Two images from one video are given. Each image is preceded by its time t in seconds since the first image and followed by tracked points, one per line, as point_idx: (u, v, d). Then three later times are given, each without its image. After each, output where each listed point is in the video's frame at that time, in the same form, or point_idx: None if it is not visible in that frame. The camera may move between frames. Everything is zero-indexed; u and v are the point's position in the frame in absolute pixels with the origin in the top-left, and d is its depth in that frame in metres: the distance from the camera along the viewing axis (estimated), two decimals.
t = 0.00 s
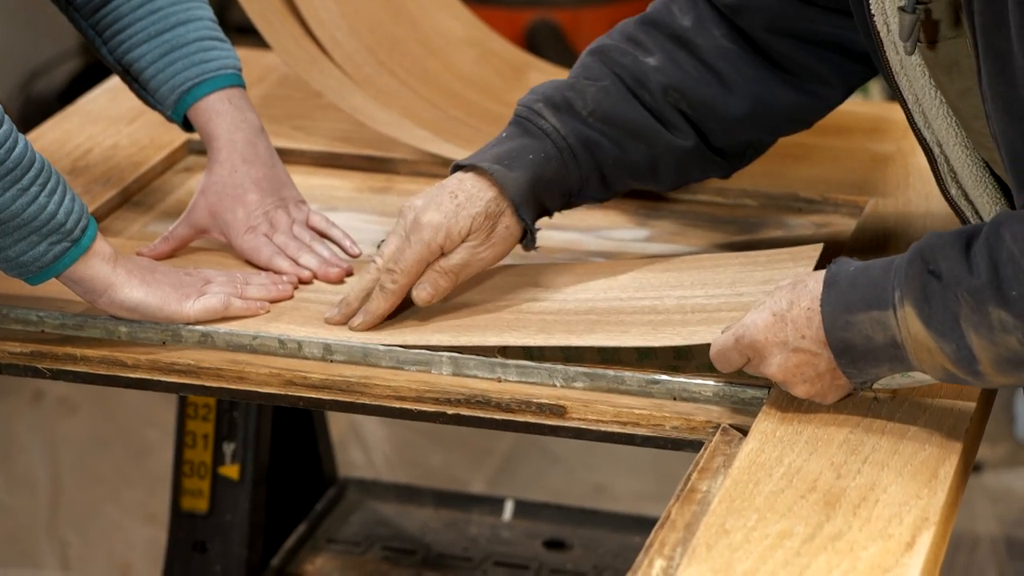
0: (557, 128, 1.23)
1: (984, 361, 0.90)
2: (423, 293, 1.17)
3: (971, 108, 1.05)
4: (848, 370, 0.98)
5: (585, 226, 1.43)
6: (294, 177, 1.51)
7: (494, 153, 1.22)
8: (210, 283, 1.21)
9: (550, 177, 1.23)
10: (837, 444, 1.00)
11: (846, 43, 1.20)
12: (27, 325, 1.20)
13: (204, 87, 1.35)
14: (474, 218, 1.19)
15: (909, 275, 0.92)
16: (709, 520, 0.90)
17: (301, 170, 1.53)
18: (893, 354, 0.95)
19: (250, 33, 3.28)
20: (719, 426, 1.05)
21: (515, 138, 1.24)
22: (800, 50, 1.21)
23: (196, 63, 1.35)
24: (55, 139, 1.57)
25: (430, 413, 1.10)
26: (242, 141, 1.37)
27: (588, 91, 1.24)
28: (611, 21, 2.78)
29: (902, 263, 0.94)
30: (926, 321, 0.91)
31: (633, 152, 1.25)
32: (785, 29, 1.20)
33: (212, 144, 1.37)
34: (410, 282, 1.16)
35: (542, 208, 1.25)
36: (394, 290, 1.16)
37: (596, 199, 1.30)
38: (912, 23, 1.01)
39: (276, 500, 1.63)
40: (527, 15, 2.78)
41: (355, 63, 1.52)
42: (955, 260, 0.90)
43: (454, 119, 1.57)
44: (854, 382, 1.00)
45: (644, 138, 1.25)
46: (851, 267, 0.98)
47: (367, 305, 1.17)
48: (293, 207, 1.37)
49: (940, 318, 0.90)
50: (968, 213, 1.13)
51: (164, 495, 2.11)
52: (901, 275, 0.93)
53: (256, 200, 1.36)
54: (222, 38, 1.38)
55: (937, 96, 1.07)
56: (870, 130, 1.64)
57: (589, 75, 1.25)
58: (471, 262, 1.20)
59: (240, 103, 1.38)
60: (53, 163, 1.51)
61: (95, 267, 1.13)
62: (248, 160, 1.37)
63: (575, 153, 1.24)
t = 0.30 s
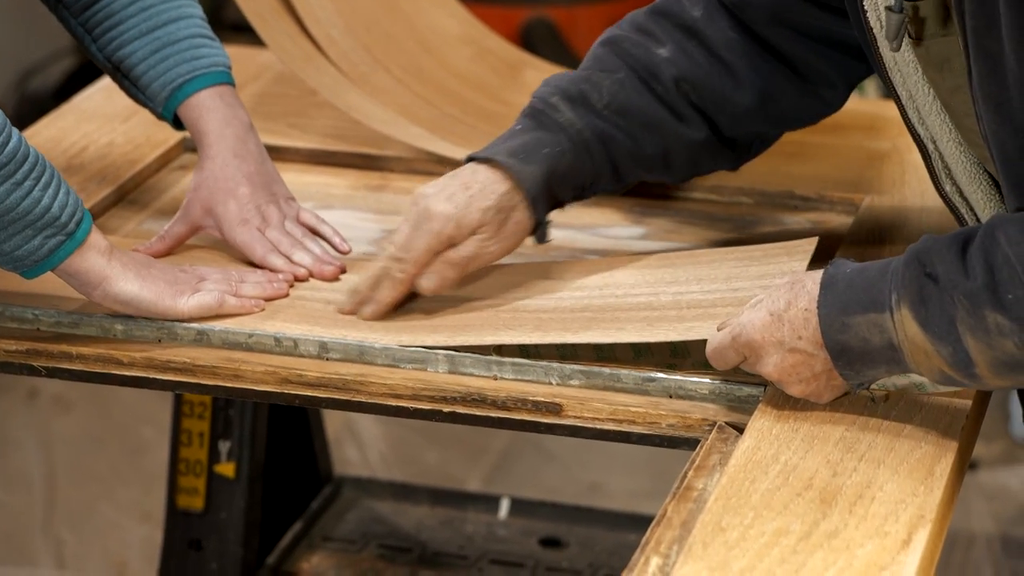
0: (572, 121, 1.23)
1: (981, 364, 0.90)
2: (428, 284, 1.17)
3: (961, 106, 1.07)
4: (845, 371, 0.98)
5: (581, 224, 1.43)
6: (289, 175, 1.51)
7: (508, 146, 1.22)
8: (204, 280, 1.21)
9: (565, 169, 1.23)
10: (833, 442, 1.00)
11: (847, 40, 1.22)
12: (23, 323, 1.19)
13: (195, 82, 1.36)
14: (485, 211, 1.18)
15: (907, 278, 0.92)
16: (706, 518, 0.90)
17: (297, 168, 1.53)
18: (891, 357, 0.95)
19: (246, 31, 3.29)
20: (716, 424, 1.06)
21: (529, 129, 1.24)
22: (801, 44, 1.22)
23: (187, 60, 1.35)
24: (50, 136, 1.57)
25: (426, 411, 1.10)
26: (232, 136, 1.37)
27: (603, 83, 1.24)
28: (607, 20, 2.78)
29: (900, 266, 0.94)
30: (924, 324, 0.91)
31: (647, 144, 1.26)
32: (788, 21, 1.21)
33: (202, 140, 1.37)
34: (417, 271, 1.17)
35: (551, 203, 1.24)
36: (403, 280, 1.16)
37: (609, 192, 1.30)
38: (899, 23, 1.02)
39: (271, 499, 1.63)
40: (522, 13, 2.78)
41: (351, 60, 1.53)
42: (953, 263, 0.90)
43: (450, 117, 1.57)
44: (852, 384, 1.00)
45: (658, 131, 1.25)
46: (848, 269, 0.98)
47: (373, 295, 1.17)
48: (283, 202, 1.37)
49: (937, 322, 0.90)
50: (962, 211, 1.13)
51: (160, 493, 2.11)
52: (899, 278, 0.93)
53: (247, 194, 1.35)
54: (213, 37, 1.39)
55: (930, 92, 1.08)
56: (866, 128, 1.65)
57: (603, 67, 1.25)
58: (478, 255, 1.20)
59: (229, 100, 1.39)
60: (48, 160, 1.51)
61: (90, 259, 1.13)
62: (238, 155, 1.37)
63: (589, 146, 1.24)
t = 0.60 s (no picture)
0: (611, 116, 1.25)
1: (982, 364, 0.90)
2: (462, 274, 1.19)
3: (961, 108, 1.07)
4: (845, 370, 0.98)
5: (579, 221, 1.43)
6: (287, 172, 1.51)
7: (548, 139, 1.24)
8: (162, 271, 1.22)
9: (604, 164, 1.24)
10: (831, 439, 1.00)
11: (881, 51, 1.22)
12: (20, 319, 1.19)
13: (141, 70, 1.40)
14: (519, 203, 1.20)
15: (907, 277, 0.92)
16: (705, 514, 0.90)
17: (295, 165, 1.53)
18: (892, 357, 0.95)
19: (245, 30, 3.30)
20: (714, 421, 1.06)
21: (569, 124, 1.26)
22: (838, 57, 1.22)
23: (136, 48, 1.40)
24: (49, 132, 1.58)
25: (424, 409, 1.10)
26: (174, 123, 1.40)
27: (643, 80, 1.26)
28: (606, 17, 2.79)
29: (901, 264, 0.94)
30: (925, 323, 0.91)
31: (687, 143, 1.26)
32: (813, 28, 1.21)
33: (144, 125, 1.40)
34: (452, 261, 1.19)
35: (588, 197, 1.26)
36: (440, 270, 1.18)
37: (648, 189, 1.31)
38: (899, 23, 1.03)
39: (270, 497, 1.63)
40: (520, 11, 2.79)
41: (348, 57, 1.53)
42: (954, 262, 0.90)
43: (448, 113, 1.57)
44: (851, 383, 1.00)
45: (697, 129, 1.26)
46: (848, 268, 0.98)
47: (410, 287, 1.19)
48: (226, 187, 1.40)
49: (938, 320, 0.91)
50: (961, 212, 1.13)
51: (158, 490, 2.12)
52: (900, 277, 0.93)
53: (191, 175, 1.38)
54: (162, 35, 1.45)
55: (929, 95, 1.08)
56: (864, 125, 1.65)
57: (643, 64, 1.27)
58: (512, 247, 1.22)
59: (173, 89, 1.43)
60: (47, 157, 1.51)
61: (46, 251, 1.16)
62: (181, 139, 1.40)
63: (629, 142, 1.25)
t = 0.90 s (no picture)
0: (546, 112, 1.23)
1: None
2: (405, 276, 1.17)
3: (963, 109, 1.07)
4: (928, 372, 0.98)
5: (581, 220, 1.43)
6: (289, 171, 1.51)
7: (481, 133, 1.22)
8: (80, 262, 1.24)
9: (537, 159, 1.23)
10: (832, 437, 1.00)
11: (834, 43, 1.21)
12: (24, 318, 1.19)
13: (71, 80, 1.46)
14: (457, 199, 1.18)
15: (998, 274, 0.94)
16: (706, 513, 0.90)
17: (298, 164, 1.53)
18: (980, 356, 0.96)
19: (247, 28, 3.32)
20: (716, 418, 1.06)
21: (503, 118, 1.24)
22: (791, 49, 1.22)
23: (67, 59, 1.47)
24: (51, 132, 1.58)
25: (426, 407, 1.10)
26: (92, 131, 1.44)
27: (580, 77, 1.25)
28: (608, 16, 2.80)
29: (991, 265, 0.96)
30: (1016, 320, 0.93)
31: (620, 142, 1.26)
32: (780, 29, 1.21)
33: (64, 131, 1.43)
34: (392, 263, 1.16)
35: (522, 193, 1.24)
36: (380, 272, 1.15)
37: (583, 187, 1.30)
38: (902, 23, 1.03)
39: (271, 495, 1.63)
40: (521, 10, 2.80)
41: (350, 57, 1.54)
42: None
43: (450, 112, 1.58)
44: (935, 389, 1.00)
45: (635, 129, 1.25)
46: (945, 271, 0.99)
47: (356, 289, 1.17)
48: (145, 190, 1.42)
49: None
50: (962, 215, 1.13)
51: (160, 488, 2.12)
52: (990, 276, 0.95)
53: (108, 180, 1.40)
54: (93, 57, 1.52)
55: (929, 95, 1.08)
56: (866, 124, 1.65)
57: (582, 62, 1.26)
58: (452, 245, 1.19)
59: (95, 101, 1.47)
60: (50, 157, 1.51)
61: None
62: (97, 147, 1.43)
63: (562, 139, 1.24)
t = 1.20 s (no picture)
0: (547, 114, 1.23)
1: None
2: (419, 289, 1.16)
3: (983, 111, 1.06)
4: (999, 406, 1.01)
5: (582, 220, 1.43)
6: (290, 171, 1.51)
7: (482, 135, 1.22)
8: None
9: (539, 161, 1.23)
10: (832, 436, 1.00)
11: (844, 41, 1.21)
12: (25, 318, 1.19)
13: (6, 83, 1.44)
14: (462, 209, 1.18)
15: None
16: (706, 513, 0.90)
17: (298, 164, 1.53)
18: None
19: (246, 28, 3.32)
20: (715, 418, 1.06)
21: (505, 119, 1.24)
22: (801, 47, 1.21)
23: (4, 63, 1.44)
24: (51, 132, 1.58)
25: (426, 407, 1.10)
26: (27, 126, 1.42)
27: (582, 78, 1.25)
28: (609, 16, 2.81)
29: None
30: None
31: (622, 143, 1.26)
32: (790, 29, 1.20)
33: None
34: (399, 275, 1.14)
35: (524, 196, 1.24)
36: (387, 284, 1.14)
37: (584, 187, 1.31)
38: (928, 24, 1.03)
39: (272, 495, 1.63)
40: (522, 10, 2.79)
41: (350, 56, 1.54)
42: None
43: (451, 112, 1.58)
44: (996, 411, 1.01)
45: (636, 131, 1.25)
46: None
47: (359, 302, 1.15)
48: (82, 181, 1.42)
49: None
50: (971, 221, 1.13)
51: (160, 488, 2.12)
52: None
53: (48, 173, 1.38)
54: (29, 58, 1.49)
55: (946, 98, 1.08)
56: (866, 125, 1.66)
57: (585, 62, 1.26)
58: (462, 254, 1.19)
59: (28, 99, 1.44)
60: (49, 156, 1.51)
61: None
62: (34, 142, 1.41)
63: (564, 141, 1.24)
